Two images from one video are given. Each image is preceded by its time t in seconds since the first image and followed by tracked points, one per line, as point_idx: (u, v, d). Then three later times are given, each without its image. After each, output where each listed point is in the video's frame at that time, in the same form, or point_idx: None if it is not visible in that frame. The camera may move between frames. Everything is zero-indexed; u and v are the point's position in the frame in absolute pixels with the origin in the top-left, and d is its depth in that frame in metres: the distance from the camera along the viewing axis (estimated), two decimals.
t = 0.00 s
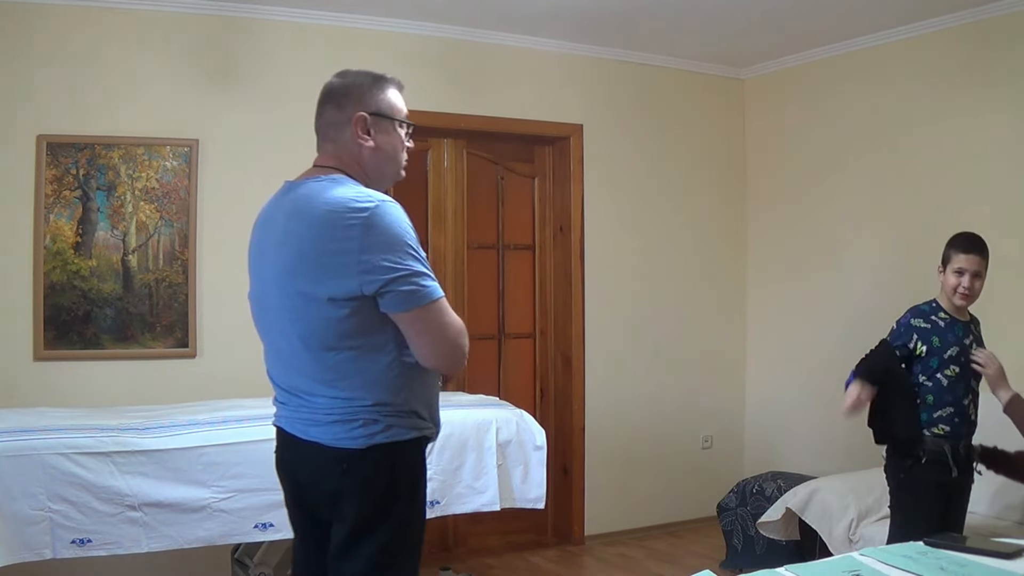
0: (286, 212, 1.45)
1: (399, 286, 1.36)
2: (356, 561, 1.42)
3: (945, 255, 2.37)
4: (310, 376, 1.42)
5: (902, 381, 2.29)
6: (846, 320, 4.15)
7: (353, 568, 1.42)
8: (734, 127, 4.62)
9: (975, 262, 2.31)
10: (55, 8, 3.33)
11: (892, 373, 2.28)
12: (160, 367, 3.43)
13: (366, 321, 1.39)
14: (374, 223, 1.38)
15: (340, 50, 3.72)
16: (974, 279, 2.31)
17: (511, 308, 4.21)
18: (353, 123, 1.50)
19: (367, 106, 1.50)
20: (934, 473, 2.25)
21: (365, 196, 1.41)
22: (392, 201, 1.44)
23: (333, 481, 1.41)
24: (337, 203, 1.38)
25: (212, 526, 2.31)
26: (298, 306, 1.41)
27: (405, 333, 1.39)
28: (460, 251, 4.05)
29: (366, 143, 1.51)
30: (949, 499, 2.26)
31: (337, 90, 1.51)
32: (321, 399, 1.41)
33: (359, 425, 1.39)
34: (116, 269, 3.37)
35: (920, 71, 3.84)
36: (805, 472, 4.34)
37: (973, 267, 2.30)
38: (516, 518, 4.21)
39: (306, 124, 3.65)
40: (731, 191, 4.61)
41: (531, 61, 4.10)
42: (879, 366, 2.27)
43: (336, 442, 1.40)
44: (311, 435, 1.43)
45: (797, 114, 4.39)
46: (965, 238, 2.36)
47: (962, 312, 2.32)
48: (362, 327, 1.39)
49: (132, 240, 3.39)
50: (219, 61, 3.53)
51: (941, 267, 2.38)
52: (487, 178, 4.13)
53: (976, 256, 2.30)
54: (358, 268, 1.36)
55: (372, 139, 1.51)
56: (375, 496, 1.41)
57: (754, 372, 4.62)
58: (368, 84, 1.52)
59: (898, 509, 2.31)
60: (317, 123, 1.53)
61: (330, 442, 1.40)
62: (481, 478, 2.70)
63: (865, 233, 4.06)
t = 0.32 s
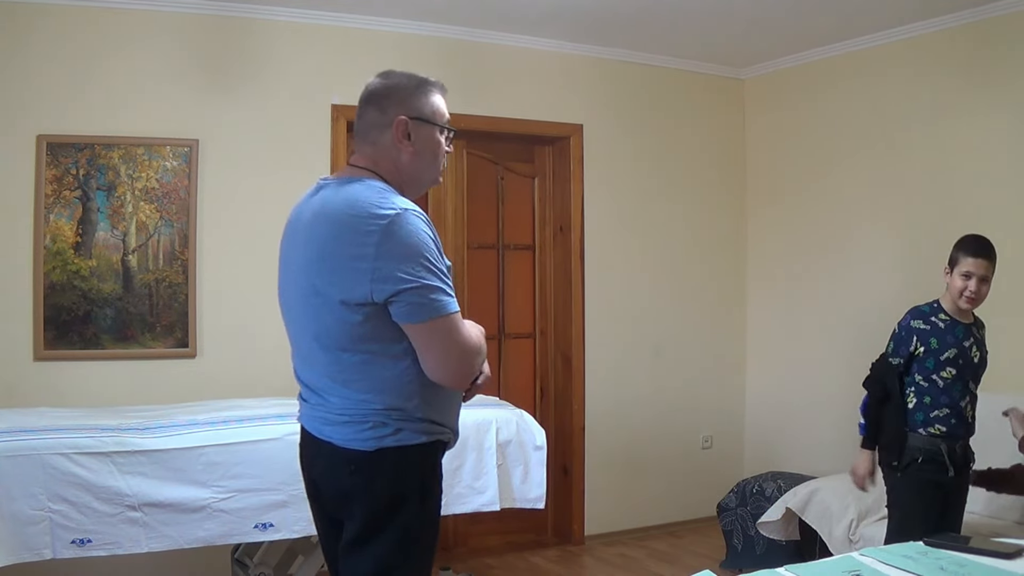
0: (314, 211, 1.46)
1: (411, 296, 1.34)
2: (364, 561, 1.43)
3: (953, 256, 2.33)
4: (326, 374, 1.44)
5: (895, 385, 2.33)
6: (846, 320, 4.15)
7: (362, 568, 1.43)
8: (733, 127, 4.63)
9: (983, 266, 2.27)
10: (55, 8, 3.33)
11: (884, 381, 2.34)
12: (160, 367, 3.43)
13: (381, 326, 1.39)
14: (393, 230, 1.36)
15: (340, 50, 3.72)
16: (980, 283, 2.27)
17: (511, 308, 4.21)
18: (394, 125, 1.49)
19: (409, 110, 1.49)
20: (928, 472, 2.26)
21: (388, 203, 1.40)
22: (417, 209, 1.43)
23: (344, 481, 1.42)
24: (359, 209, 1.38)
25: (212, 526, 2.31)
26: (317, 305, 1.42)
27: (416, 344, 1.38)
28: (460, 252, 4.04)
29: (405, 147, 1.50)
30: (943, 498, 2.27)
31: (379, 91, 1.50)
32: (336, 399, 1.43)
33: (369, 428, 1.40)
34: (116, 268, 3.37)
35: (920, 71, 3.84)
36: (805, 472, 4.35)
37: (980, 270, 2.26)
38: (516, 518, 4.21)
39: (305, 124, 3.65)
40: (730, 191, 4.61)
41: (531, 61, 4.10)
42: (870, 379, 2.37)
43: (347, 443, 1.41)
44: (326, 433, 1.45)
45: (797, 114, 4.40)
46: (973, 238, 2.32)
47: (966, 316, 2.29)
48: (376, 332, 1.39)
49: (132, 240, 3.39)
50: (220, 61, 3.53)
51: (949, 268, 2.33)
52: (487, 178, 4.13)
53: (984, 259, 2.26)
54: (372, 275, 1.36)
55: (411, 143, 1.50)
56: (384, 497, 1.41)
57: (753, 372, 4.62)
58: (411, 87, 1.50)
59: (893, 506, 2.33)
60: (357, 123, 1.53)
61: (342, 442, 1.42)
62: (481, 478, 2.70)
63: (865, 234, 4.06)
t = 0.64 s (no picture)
0: (336, 216, 1.50)
1: (416, 295, 1.35)
2: (383, 557, 1.45)
3: (957, 261, 2.27)
4: (351, 373, 1.48)
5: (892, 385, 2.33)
6: (847, 320, 4.14)
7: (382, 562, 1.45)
8: (734, 126, 4.63)
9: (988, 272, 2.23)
10: (55, 8, 3.33)
11: (882, 381, 2.34)
12: (160, 367, 3.43)
13: (395, 325, 1.41)
14: (400, 231, 1.37)
15: (340, 49, 3.72)
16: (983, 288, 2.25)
17: (511, 308, 4.21)
18: (424, 133, 1.51)
19: (438, 119, 1.51)
20: (924, 471, 2.25)
21: (398, 204, 1.41)
22: (429, 209, 1.43)
23: (365, 476, 1.46)
24: (369, 211, 1.40)
25: (212, 526, 2.31)
26: (338, 307, 1.46)
27: (426, 343, 1.38)
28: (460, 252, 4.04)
29: (435, 154, 1.52)
30: (943, 498, 2.25)
31: (411, 101, 1.53)
32: (360, 397, 1.47)
33: (387, 425, 1.43)
34: (116, 269, 3.37)
35: (921, 71, 3.83)
36: (805, 471, 4.34)
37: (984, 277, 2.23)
38: (516, 518, 4.21)
39: (305, 123, 3.65)
40: (731, 191, 4.61)
41: (531, 60, 4.10)
42: (868, 378, 2.36)
43: (368, 440, 1.45)
44: (353, 430, 1.49)
45: (797, 114, 4.39)
46: (974, 241, 2.28)
47: (969, 319, 2.28)
48: (390, 332, 1.41)
49: (132, 240, 3.39)
50: (219, 61, 3.53)
51: (950, 273, 2.28)
52: (487, 179, 4.13)
53: (988, 268, 2.22)
54: (380, 275, 1.38)
55: (441, 150, 1.52)
56: (400, 495, 1.42)
57: (753, 372, 4.62)
58: (441, 97, 1.53)
59: (894, 504, 2.33)
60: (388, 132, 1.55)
61: (364, 439, 1.46)
62: (480, 478, 2.70)
63: (865, 233, 4.06)
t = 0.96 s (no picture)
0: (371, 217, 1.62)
1: (432, 280, 1.43)
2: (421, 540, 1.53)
3: (956, 265, 2.26)
4: (386, 361, 1.58)
5: (896, 390, 2.34)
6: (847, 320, 4.14)
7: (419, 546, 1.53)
8: (733, 126, 4.63)
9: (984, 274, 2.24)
10: (55, 8, 3.33)
11: (886, 386, 2.35)
12: (161, 367, 3.43)
13: (420, 313, 1.49)
14: (419, 222, 1.46)
15: (340, 49, 3.72)
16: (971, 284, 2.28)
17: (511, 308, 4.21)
18: (455, 134, 1.59)
19: (468, 121, 1.60)
20: (927, 471, 2.25)
21: (419, 199, 1.50)
22: (449, 202, 1.51)
23: (399, 464, 1.54)
24: (395, 207, 1.51)
25: (211, 526, 2.31)
26: (371, 298, 1.57)
27: (447, 327, 1.45)
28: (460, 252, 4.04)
29: (465, 153, 1.59)
30: (946, 498, 2.25)
31: (442, 107, 1.61)
32: (394, 385, 1.57)
33: (414, 409, 1.51)
34: (116, 269, 3.37)
35: (921, 71, 3.83)
36: (804, 471, 4.35)
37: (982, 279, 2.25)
38: (516, 518, 4.21)
39: (306, 124, 3.65)
40: (731, 191, 4.61)
41: (531, 60, 4.10)
42: (872, 384, 2.39)
43: (400, 426, 1.54)
44: (390, 416, 1.58)
45: (797, 114, 4.39)
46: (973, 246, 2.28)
47: (969, 321, 2.28)
48: (415, 320, 1.50)
49: (132, 240, 3.39)
50: (219, 61, 3.53)
51: (950, 277, 2.28)
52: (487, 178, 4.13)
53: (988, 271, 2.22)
54: (402, 264, 1.47)
55: (471, 150, 1.60)
56: (429, 481, 1.50)
57: (753, 372, 4.62)
58: (470, 102, 1.62)
59: (897, 504, 2.33)
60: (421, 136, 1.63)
61: (397, 425, 1.55)
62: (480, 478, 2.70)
63: (865, 233, 4.06)
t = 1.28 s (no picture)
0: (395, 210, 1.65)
1: (446, 266, 1.44)
2: (441, 531, 1.53)
3: (970, 269, 2.24)
4: (400, 349, 1.60)
5: (896, 386, 2.34)
6: (846, 320, 4.15)
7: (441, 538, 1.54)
8: (733, 126, 4.63)
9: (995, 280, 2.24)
10: (56, 8, 3.33)
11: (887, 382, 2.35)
12: (160, 367, 3.43)
13: (433, 300, 1.51)
14: (436, 212, 1.49)
15: (340, 49, 3.71)
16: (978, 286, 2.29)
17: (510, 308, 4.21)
18: (479, 137, 1.60)
19: (491, 123, 1.61)
20: (925, 468, 2.26)
21: (440, 192, 1.52)
22: (468, 195, 1.53)
23: (415, 456, 1.55)
24: (416, 199, 1.54)
25: (211, 526, 2.31)
26: (389, 287, 1.59)
27: (459, 314, 1.46)
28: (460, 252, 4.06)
29: (488, 155, 1.61)
30: (946, 495, 2.25)
31: (468, 110, 1.63)
32: (408, 374, 1.58)
33: (426, 396, 1.52)
34: (116, 269, 3.37)
35: (921, 70, 3.84)
36: (804, 471, 4.35)
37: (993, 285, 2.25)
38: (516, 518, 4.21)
39: (305, 123, 3.65)
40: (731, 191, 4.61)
41: (531, 61, 4.10)
42: (872, 380, 2.38)
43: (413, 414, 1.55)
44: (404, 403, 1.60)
45: (797, 114, 4.40)
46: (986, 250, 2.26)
47: (975, 325, 2.27)
48: (430, 308, 1.51)
49: (132, 240, 3.39)
50: (219, 61, 3.52)
51: (962, 280, 2.26)
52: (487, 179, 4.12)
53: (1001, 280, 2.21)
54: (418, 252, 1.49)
55: (494, 153, 1.61)
56: (444, 472, 1.51)
57: (753, 372, 4.62)
58: (495, 106, 1.64)
59: (901, 507, 2.33)
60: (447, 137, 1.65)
61: (410, 414, 1.56)
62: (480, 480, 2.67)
63: (865, 232, 4.06)
